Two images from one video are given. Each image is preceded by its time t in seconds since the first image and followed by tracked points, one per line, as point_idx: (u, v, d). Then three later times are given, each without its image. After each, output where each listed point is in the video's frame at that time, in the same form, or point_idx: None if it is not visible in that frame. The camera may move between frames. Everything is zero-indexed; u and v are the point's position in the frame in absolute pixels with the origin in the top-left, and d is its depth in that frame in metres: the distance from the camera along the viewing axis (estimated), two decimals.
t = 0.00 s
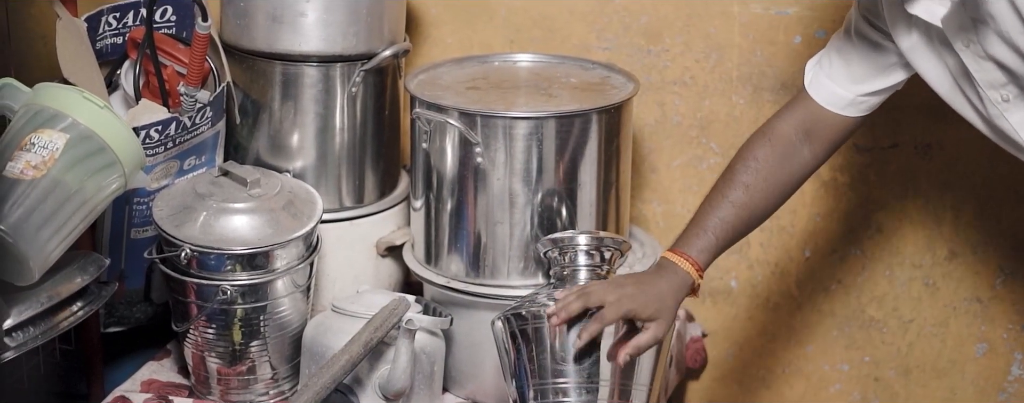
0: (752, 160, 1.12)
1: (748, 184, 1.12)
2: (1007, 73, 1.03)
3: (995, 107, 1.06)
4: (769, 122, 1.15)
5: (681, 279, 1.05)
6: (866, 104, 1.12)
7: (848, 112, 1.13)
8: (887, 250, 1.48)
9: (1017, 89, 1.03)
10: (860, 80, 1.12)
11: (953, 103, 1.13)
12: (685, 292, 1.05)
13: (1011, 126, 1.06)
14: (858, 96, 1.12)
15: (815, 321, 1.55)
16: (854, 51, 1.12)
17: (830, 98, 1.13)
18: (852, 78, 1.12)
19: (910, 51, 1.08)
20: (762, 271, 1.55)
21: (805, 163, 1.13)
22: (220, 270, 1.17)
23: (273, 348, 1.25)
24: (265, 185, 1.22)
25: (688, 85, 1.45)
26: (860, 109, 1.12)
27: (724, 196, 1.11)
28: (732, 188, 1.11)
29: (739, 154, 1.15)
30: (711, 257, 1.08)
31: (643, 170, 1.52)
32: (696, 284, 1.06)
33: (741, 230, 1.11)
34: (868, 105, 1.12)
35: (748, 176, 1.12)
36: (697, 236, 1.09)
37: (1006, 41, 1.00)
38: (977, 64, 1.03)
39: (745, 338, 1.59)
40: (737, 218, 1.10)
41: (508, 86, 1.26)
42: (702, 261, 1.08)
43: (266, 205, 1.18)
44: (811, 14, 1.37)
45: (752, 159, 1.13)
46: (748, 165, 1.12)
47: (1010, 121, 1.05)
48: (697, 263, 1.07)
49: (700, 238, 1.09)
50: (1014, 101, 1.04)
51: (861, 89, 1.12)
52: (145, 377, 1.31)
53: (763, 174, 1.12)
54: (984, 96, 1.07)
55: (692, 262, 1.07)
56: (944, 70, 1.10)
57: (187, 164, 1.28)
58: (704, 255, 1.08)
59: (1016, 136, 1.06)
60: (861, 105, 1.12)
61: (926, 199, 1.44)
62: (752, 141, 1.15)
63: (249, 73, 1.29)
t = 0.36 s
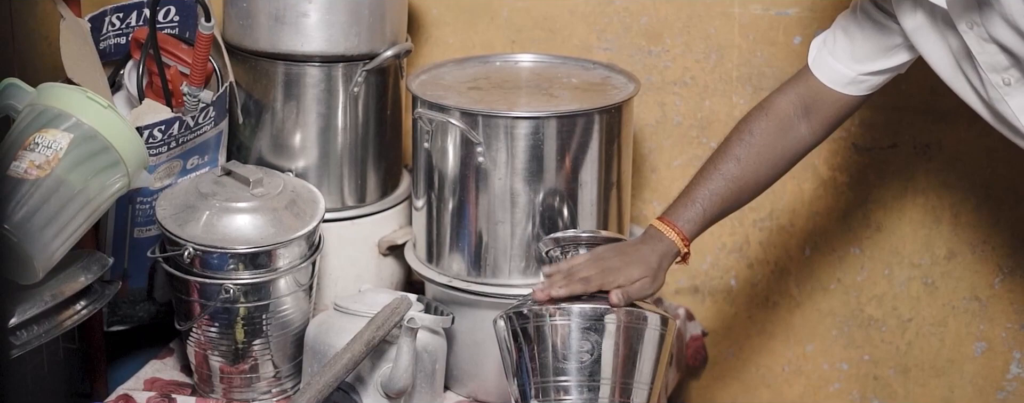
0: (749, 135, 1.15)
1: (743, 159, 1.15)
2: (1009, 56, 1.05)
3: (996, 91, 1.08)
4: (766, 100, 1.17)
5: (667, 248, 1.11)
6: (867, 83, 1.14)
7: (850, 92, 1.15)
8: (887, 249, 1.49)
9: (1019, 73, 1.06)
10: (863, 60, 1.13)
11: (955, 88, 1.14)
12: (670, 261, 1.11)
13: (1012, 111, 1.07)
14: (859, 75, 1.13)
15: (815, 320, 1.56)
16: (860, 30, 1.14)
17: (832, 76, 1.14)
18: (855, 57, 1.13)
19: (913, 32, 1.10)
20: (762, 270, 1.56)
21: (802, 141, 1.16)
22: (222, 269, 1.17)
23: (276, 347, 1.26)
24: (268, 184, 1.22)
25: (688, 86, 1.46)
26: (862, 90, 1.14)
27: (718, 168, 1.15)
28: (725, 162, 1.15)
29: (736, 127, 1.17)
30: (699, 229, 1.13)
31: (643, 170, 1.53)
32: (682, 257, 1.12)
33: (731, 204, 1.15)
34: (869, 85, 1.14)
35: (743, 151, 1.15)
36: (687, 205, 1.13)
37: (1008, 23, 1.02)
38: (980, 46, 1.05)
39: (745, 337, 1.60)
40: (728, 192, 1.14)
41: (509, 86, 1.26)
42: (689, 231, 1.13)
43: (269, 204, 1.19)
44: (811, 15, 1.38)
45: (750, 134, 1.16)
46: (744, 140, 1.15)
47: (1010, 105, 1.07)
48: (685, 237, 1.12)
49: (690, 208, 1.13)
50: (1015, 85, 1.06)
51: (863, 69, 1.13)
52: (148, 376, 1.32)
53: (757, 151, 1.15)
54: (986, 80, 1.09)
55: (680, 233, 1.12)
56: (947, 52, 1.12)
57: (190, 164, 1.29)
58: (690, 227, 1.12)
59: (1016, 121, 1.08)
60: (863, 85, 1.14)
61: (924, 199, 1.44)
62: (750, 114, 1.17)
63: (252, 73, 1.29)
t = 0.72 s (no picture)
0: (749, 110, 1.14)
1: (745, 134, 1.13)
2: (1006, 51, 1.06)
3: (993, 86, 1.08)
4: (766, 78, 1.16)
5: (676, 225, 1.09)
6: (858, 71, 1.15)
7: (839, 76, 1.15)
8: (886, 249, 1.49)
9: (1016, 68, 1.06)
10: (859, 47, 1.14)
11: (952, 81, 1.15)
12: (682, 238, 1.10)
13: (1008, 105, 1.08)
14: (853, 63, 1.14)
15: (814, 319, 1.56)
16: (859, 18, 1.15)
17: (826, 59, 1.15)
18: (852, 44, 1.14)
19: (913, 25, 1.10)
20: (762, 270, 1.56)
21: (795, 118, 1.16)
22: (225, 268, 1.18)
23: (278, 346, 1.27)
24: (270, 184, 1.23)
25: (688, 86, 1.47)
26: (851, 76, 1.15)
27: (722, 143, 1.13)
28: (730, 137, 1.13)
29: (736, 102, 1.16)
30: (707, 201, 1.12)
31: (644, 169, 1.53)
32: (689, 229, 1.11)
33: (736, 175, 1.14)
34: (859, 72, 1.15)
35: (747, 127, 1.14)
36: (695, 178, 1.12)
37: (1006, 18, 1.03)
38: (977, 41, 1.06)
39: (745, 336, 1.61)
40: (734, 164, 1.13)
41: (510, 86, 1.27)
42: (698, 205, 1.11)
43: (271, 204, 1.20)
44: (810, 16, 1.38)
45: (750, 110, 1.15)
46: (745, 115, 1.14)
47: (1007, 99, 1.07)
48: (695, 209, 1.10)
49: (699, 182, 1.11)
50: (1012, 80, 1.07)
51: (857, 55, 1.14)
52: (150, 375, 1.33)
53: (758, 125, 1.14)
54: (983, 75, 1.09)
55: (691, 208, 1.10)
56: (944, 46, 1.12)
57: (192, 164, 1.30)
58: (698, 199, 1.11)
59: (1012, 116, 1.08)
60: (854, 72, 1.15)
61: (923, 198, 1.45)
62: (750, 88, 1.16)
63: (254, 73, 1.30)
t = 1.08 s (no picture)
0: (741, 105, 1.17)
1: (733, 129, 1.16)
2: (1004, 50, 1.06)
3: (990, 85, 1.09)
4: (759, 72, 1.17)
5: (666, 219, 1.14)
6: (853, 67, 1.15)
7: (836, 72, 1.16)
8: (884, 249, 1.50)
9: (1014, 67, 1.07)
10: (859, 44, 1.14)
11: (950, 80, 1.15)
12: (672, 233, 1.15)
13: (1006, 104, 1.08)
14: (850, 59, 1.14)
15: (813, 319, 1.57)
16: (858, 14, 1.15)
17: (823, 55, 1.15)
18: (852, 40, 1.14)
19: (911, 24, 1.11)
20: (761, 270, 1.57)
21: (791, 111, 1.18)
22: (225, 268, 1.18)
23: (278, 346, 1.27)
24: (270, 185, 1.23)
25: (688, 87, 1.47)
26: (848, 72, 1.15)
27: (712, 139, 1.16)
28: (722, 133, 1.16)
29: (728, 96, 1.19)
30: (698, 196, 1.16)
31: (643, 170, 1.54)
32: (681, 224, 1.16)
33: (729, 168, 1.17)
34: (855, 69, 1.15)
35: (740, 120, 1.16)
36: (685, 175, 1.16)
37: (1003, 16, 1.03)
38: (975, 40, 1.06)
39: (744, 336, 1.61)
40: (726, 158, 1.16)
41: (510, 87, 1.27)
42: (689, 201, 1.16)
43: (272, 204, 1.20)
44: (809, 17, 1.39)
45: (741, 104, 1.17)
46: (737, 109, 1.17)
47: (1004, 98, 1.08)
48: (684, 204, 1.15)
49: (688, 179, 1.16)
50: (1010, 79, 1.07)
51: (854, 51, 1.14)
52: (151, 374, 1.33)
53: (750, 121, 1.16)
54: (980, 74, 1.10)
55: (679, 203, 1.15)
56: (941, 43, 1.12)
57: (193, 164, 1.30)
58: (689, 192, 1.15)
59: (1010, 115, 1.09)
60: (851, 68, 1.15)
61: (921, 199, 1.46)
62: (743, 82, 1.18)
63: (255, 74, 1.30)
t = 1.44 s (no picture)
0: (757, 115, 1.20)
1: (746, 140, 1.20)
2: (1006, 43, 1.07)
3: (991, 76, 1.09)
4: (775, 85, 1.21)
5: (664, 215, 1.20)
6: (869, 69, 1.15)
7: (854, 77, 1.16)
8: (883, 249, 1.50)
9: (1015, 60, 1.08)
10: (866, 44, 1.15)
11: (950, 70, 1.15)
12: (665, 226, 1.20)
13: (1007, 97, 1.09)
14: (861, 61, 1.15)
15: (811, 319, 1.57)
16: (867, 16, 1.16)
17: (836, 61, 1.17)
18: (859, 42, 1.15)
19: (914, 17, 1.11)
20: (759, 270, 1.57)
21: (807, 122, 1.20)
22: (226, 268, 1.19)
23: (278, 346, 1.27)
24: (270, 185, 1.24)
25: (686, 87, 1.47)
26: (866, 75, 1.16)
27: (726, 145, 1.21)
28: (735, 137, 1.21)
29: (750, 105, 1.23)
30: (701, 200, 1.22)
31: (642, 170, 1.54)
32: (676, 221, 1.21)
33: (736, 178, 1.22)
34: (870, 70, 1.15)
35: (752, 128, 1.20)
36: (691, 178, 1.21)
37: (1006, 10, 1.04)
38: (977, 32, 1.07)
39: (743, 336, 1.62)
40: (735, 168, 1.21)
41: (509, 88, 1.28)
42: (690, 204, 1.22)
43: (272, 204, 1.20)
44: (807, 18, 1.40)
45: (759, 111, 1.21)
46: (753, 117, 1.21)
47: (1006, 91, 1.08)
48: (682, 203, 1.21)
49: (695, 178, 1.21)
50: (1011, 72, 1.08)
51: (866, 54, 1.15)
52: (152, 374, 1.34)
53: (764, 130, 1.20)
54: (982, 66, 1.10)
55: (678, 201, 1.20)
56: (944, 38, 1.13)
57: (193, 165, 1.31)
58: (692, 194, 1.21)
59: (1012, 108, 1.09)
60: (868, 71, 1.16)
61: (919, 199, 1.46)
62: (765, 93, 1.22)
63: (255, 75, 1.31)
